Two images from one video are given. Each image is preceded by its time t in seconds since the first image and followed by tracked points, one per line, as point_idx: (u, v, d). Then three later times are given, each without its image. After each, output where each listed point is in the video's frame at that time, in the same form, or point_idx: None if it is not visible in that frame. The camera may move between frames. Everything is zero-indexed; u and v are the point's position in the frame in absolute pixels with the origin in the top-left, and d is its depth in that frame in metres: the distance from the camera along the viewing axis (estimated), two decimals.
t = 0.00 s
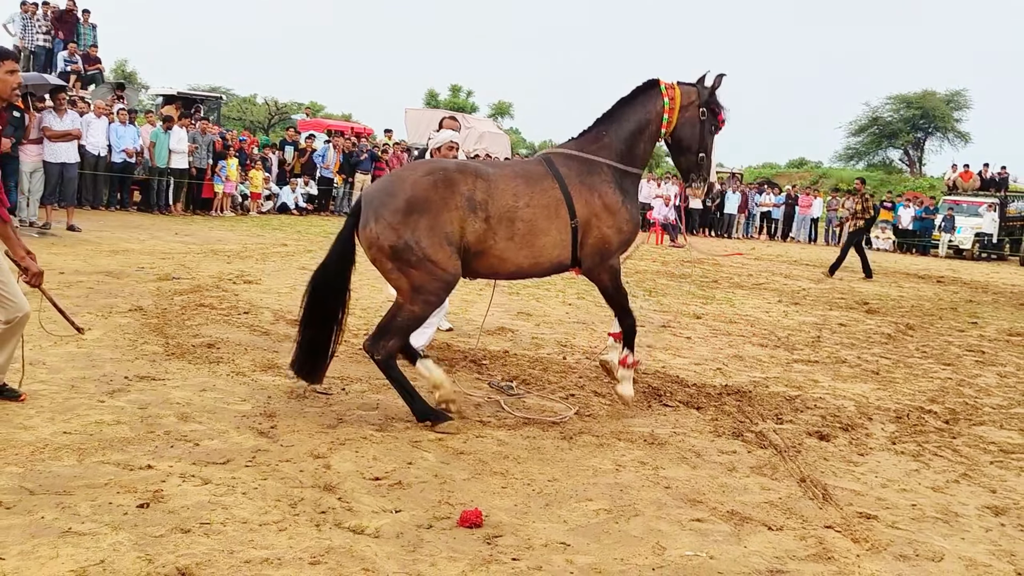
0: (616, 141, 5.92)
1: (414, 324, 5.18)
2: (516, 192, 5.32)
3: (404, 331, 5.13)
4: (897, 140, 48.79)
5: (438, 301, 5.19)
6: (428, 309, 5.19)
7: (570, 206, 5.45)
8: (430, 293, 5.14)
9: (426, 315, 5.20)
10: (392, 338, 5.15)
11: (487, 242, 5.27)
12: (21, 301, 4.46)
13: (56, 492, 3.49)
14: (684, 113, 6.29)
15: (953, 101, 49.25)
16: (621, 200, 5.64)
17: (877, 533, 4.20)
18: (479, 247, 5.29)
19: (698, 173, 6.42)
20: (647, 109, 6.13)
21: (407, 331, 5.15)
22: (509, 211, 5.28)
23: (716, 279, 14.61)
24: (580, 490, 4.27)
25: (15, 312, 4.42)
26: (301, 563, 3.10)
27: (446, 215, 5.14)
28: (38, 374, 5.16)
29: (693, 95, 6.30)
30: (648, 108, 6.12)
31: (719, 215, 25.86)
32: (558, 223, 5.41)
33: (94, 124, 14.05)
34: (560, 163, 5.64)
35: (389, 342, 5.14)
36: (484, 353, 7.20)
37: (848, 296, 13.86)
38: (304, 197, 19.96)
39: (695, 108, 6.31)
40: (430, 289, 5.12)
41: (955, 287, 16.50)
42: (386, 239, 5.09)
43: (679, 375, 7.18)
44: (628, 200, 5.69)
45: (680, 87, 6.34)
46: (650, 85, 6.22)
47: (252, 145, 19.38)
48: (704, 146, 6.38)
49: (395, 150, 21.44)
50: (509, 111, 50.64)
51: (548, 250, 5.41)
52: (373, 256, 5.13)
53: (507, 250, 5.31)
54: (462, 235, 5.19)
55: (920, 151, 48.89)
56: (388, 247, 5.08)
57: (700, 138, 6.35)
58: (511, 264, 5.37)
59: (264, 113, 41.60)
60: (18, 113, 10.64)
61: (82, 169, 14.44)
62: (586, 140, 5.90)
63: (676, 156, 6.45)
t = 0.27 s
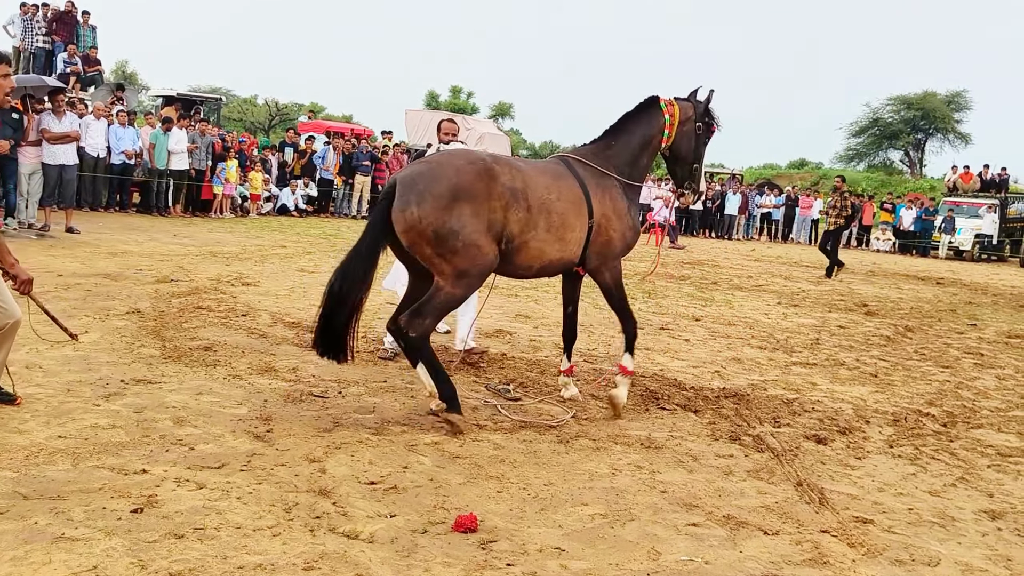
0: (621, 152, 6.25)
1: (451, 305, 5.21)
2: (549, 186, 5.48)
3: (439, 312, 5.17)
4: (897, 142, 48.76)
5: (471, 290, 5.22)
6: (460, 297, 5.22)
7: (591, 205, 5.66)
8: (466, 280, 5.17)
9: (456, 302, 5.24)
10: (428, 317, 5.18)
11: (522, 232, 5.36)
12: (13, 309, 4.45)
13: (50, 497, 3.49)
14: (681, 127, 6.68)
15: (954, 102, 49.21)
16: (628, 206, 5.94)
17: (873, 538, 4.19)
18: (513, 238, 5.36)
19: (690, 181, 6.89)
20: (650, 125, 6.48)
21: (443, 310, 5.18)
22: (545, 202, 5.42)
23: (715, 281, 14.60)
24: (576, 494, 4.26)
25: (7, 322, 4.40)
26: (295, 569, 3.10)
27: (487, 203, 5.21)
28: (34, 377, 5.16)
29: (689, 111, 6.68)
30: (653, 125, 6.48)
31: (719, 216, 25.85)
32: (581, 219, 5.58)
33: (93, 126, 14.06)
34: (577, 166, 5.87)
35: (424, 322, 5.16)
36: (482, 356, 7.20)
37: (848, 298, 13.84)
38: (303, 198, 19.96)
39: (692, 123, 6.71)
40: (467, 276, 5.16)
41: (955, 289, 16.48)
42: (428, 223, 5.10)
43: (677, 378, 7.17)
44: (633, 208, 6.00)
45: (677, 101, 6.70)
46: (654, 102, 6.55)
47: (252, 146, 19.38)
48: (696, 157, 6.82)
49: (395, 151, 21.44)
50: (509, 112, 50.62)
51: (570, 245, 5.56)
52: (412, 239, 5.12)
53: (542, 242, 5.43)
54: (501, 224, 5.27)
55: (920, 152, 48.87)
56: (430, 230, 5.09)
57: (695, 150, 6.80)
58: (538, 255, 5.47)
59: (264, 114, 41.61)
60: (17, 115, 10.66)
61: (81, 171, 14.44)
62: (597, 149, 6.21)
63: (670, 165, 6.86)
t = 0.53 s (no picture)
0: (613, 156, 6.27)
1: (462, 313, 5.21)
2: (559, 193, 5.63)
3: (450, 321, 5.17)
4: (896, 146, 48.84)
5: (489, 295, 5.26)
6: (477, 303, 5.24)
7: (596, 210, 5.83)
8: (485, 285, 5.21)
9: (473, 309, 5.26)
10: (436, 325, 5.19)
11: (537, 238, 5.48)
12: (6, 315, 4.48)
13: (40, 501, 3.50)
14: (666, 110, 6.72)
15: (952, 105, 49.29)
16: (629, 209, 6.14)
17: (864, 542, 4.20)
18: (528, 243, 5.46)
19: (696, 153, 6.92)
20: (632, 125, 6.50)
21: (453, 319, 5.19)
22: (556, 210, 5.56)
23: (712, 285, 14.63)
24: (568, 499, 4.27)
25: None
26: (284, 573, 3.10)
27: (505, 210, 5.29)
28: (28, 381, 5.17)
29: (667, 92, 6.74)
30: (636, 122, 6.49)
31: (717, 220, 25.89)
32: (588, 226, 5.75)
33: (91, 130, 14.09)
34: (578, 172, 6.01)
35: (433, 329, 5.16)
36: (477, 360, 7.21)
37: (845, 302, 13.86)
38: (301, 202, 19.98)
39: (675, 100, 6.76)
40: (487, 280, 5.19)
41: (952, 293, 16.50)
42: (451, 229, 5.12)
43: (672, 382, 7.18)
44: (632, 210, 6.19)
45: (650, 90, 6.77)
46: (632, 102, 6.59)
47: (250, 150, 19.41)
48: (692, 129, 6.85)
49: (393, 155, 21.48)
50: (509, 116, 50.68)
51: (578, 251, 5.71)
52: (434, 245, 5.14)
53: (554, 247, 5.56)
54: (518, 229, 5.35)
55: (919, 156, 48.94)
56: (453, 236, 5.11)
57: (688, 123, 6.83)
58: (549, 261, 5.58)
59: (263, 118, 41.66)
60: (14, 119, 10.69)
61: (78, 174, 14.46)
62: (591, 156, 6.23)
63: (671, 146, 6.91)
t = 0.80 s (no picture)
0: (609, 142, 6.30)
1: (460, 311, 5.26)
2: (547, 187, 5.64)
3: (446, 319, 5.22)
4: (892, 149, 48.97)
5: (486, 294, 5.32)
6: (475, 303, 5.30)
7: (587, 199, 5.83)
8: (481, 285, 5.26)
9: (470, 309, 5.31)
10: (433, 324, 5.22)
11: (529, 234, 5.51)
12: None
13: (30, 505, 3.50)
14: (664, 103, 6.60)
15: (948, 108, 49.45)
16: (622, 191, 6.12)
17: (855, 545, 4.21)
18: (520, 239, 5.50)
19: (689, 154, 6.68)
20: (631, 110, 6.49)
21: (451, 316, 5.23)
22: (545, 204, 5.57)
23: (707, 288, 14.66)
24: (559, 502, 4.28)
25: None
26: None
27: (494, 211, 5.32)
28: (20, 385, 5.17)
29: (669, 84, 6.58)
30: (633, 108, 6.49)
31: (713, 223, 25.94)
32: (580, 214, 5.76)
33: (86, 133, 14.10)
34: (569, 163, 6.00)
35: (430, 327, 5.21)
36: (470, 363, 7.22)
37: (839, 305, 13.90)
38: (297, 205, 19.98)
39: (674, 93, 6.58)
40: (482, 282, 5.24)
41: (947, 295, 16.55)
42: (441, 235, 5.17)
43: (665, 385, 7.20)
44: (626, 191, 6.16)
45: (662, 79, 6.64)
46: (634, 86, 6.58)
47: (246, 153, 19.41)
48: (689, 127, 6.59)
49: (389, 158, 21.50)
50: (505, 119, 50.72)
51: (574, 239, 5.74)
52: (425, 252, 5.20)
53: (546, 239, 5.58)
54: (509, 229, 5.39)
55: (915, 159, 49.07)
56: (442, 242, 5.16)
57: (684, 120, 6.59)
58: (545, 255, 5.62)
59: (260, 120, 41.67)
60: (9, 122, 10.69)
61: (73, 177, 14.46)
62: (585, 142, 6.29)
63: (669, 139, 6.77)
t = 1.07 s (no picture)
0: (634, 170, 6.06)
1: (461, 309, 5.37)
2: (554, 199, 5.61)
3: (452, 315, 5.36)
4: (887, 153, 49.16)
5: (479, 295, 5.36)
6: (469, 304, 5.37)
7: (594, 219, 5.70)
8: (474, 285, 5.33)
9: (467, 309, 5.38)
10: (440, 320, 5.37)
11: (528, 243, 5.49)
12: None
13: (24, 509, 3.49)
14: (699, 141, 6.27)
15: (943, 113, 49.65)
16: (635, 221, 5.89)
17: (849, 548, 4.22)
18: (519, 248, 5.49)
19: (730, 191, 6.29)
20: (663, 141, 6.21)
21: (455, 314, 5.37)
22: (548, 215, 5.55)
23: (702, 292, 14.69)
24: (554, 506, 4.28)
25: None
26: None
27: (494, 214, 5.38)
28: (14, 388, 5.16)
29: (706, 122, 6.27)
30: (665, 139, 6.20)
31: (708, 227, 26.01)
32: (585, 232, 5.65)
33: (81, 136, 14.11)
34: (584, 181, 5.90)
35: (437, 323, 5.34)
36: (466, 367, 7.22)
37: (834, 309, 13.93)
38: (293, 209, 19.98)
39: (710, 133, 6.25)
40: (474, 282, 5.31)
41: (942, 299, 16.60)
42: (438, 233, 5.28)
43: (660, 389, 7.20)
44: (639, 222, 5.92)
45: (697, 116, 6.34)
46: (669, 120, 6.32)
47: (241, 156, 19.41)
48: (728, 164, 6.22)
49: (385, 162, 21.53)
50: (501, 123, 50.78)
51: (574, 257, 5.62)
52: (422, 248, 5.31)
53: (545, 253, 5.53)
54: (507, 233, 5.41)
55: (909, 163, 49.25)
56: (438, 239, 5.27)
57: (721, 159, 6.23)
58: (542, 268, 5.56)
59: (256, 124, 41.69)
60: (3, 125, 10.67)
61: (68, 181, 14.44)
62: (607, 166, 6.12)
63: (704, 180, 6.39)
